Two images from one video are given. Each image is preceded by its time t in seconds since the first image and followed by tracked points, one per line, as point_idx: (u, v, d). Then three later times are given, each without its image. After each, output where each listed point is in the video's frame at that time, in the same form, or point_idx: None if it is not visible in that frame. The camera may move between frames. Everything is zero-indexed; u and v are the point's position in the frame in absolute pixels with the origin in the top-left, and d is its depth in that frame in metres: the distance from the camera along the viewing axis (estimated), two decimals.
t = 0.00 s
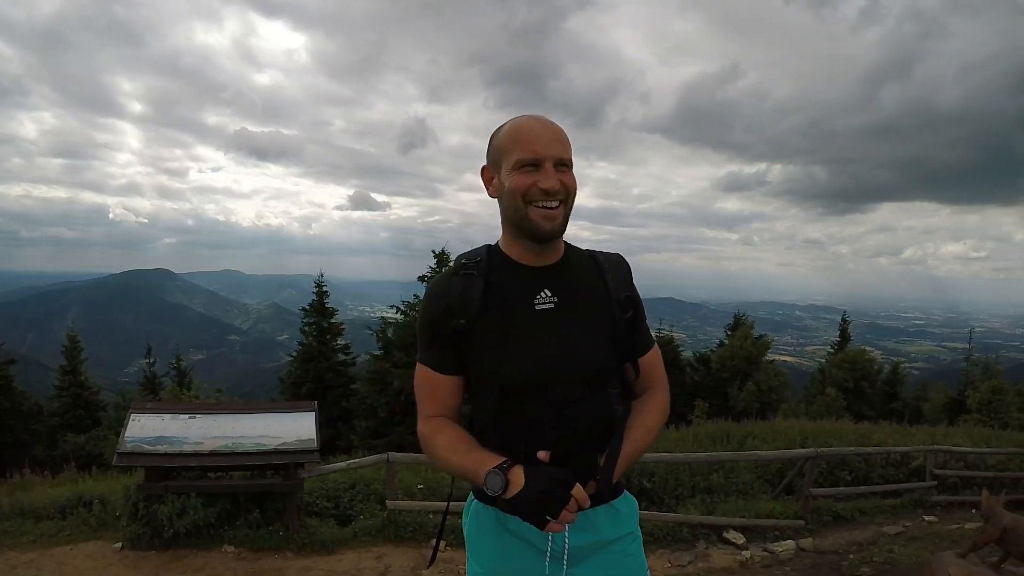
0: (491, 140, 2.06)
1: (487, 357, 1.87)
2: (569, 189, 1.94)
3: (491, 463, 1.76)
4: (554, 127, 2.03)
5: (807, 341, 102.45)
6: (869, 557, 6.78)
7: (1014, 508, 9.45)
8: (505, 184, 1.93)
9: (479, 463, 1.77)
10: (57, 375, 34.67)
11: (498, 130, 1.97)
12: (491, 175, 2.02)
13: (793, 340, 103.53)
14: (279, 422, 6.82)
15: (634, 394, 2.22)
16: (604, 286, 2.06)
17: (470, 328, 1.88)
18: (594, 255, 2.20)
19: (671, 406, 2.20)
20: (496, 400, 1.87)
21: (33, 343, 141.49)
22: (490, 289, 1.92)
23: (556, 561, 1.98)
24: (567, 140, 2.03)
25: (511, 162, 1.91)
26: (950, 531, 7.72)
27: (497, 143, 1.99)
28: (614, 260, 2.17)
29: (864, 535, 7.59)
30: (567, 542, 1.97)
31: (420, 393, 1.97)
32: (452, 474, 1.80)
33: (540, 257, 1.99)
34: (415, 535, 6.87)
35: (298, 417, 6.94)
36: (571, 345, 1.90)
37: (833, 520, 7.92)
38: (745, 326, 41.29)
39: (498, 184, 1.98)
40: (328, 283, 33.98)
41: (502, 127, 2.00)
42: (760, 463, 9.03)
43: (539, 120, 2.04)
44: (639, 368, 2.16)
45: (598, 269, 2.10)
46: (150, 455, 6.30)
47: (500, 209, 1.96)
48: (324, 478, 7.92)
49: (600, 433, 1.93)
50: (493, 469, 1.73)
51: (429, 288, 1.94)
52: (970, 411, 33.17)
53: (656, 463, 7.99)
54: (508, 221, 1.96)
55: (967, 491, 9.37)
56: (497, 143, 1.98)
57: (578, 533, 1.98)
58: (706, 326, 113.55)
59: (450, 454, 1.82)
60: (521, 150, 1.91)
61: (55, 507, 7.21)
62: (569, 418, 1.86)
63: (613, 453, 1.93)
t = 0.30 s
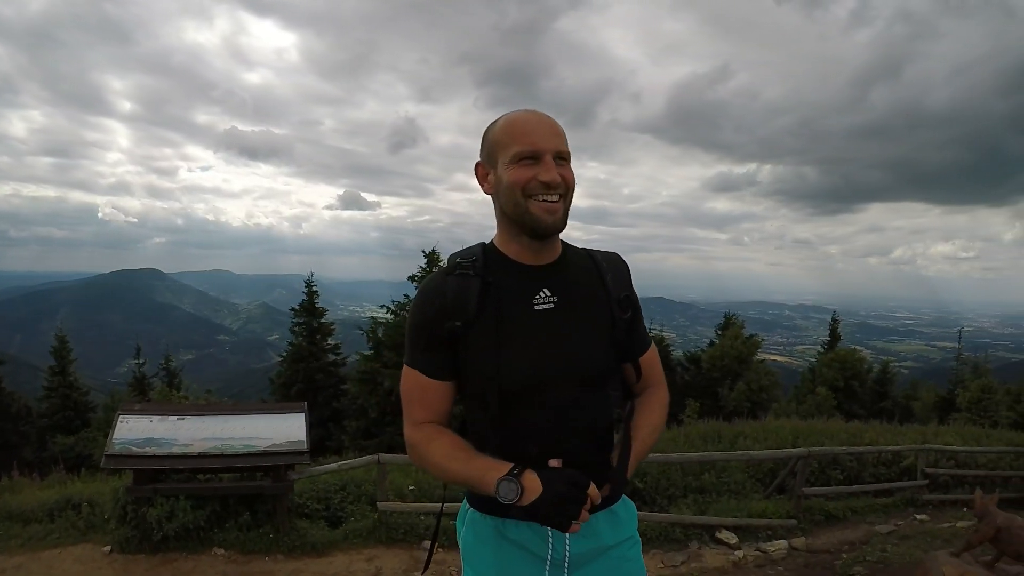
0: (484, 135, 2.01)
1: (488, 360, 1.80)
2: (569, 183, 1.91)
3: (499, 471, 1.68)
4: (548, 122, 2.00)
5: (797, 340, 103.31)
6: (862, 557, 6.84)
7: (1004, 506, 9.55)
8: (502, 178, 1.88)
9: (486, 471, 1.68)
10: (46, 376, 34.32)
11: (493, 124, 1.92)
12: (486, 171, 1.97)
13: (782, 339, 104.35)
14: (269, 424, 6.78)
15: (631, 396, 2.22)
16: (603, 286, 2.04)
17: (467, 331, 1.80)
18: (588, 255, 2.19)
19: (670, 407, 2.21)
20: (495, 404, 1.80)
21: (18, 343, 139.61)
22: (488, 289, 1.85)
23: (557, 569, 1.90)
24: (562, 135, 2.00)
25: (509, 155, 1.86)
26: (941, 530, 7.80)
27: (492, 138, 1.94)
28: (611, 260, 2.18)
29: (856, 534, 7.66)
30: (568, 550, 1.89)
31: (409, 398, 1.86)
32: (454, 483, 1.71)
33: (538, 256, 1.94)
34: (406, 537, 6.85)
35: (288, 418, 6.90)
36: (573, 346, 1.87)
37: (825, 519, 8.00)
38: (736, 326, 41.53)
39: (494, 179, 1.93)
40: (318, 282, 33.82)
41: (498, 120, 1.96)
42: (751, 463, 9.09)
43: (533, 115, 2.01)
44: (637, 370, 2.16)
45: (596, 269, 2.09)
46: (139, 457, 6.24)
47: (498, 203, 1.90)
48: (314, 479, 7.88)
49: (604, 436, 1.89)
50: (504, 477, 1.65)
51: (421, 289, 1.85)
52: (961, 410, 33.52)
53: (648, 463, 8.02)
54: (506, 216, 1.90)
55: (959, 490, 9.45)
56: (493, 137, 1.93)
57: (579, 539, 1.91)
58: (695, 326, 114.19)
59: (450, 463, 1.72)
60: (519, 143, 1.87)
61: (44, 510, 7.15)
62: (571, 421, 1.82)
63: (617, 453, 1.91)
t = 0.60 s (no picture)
0: (486, 131, 1.97)
1: (493, 364, 1.73)
2: (578, 178, 1.87)
3: (503, 485, 1.63)
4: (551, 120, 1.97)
5: (788, 340, 103.94)
6: (857, 556, 6.87)
7: (997, 505, 9.63)
8: (509, 173, 1.82)
9: (488, 485, 1.63)
10: (36, 377, 34.01)
11: (499, 118, 1.88)
12: (489, 166, 1.91)
13: (774, 339, 104.95)
14: (262, 425, 6.74)
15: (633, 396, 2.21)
16: (609, 286, 2.01)
17: (471, 335, 1.73)
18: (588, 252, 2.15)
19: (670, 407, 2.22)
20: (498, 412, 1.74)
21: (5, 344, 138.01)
22: (491, 290, 1.78)
23: None
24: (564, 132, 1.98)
25: (517, 149, 1.81)
26: (935, 529, 7.87)
27: (495, 134, 1.89)
28: (614, 260, 2.17)
29: (850, 534, 7.72)
30: (573, 558, 1.85)
31: (404, 405, 1.79)
32: (457, 495, 1.65)
33: (543, 254, 1.89)
34: (400, 539, 6.83)
35: (281, 420, 6.86)
36: (580, 348, 1.82)
37: (820, 518, 8.05)
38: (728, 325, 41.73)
39: (498, 175, 1.87)
40: (310, 282, 33.66)
41: (500, 115, 1.92)
42: (745, 463, 9.14)
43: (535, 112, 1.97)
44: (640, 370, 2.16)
45: (600, 269, 2.06)
46: (129, 459, 6.18)
47: (504, 200, 1.84)
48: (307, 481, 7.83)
49: (607, 439, 1.87)
50: (508, 492, 1.61)
51: (423, 291, 1.77)
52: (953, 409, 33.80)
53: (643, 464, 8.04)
54: (513, 211, 1.83)
55: (952, 489, 9.54)
56: (497, 131, 1.88)
57: (584, 546, 1.87)
58: (687, 326, 114.64)
59: (451, 474, 1.66)
60: (526, 137, 1.82)
61: (34, 513, 7.09)
62: (576, 428, 1.77)
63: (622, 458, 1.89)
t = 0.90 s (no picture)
0: (493, 124, 1.93)
1: (499, 365, 1.69)
2: (590, 171, 1.86)
3: (502, 493, 1.62)
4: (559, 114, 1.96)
5: (782, 340, 104.29)
6: (854, 555, 6.88)
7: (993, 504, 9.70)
8: (522, 165, 1.78)
9: (488, 493, 1.61)
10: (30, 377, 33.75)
11: (511, 109, 1.85)
12: (498, 158, 1.87)
13: (769, 339, 105.36)
14: (256, 426, 6.71)
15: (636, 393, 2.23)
16: (616, 287, 2.01)
17: (477, 335, 1.68)
18: (592, 248, 2.13)
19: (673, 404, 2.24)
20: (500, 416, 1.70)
21: None
22: (497, 289, 1.73)
23: None
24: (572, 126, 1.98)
25: (532, 141, 1.78)
26: (932, 528, 7.90)
27: (505, 126, 1.86)
28: (621, 259, 2.18)
29: (847, 533, 7.75)
30: (582, 562, 1.84)
31: (401, 406, 1.75)
32: (456, 501, 1.63)
33: (554, 250, 1.87)
34: (396, 540, 6.81)
35: (276, 421, 6.84)
36: (588, 349, 1.79)
37: (816, 518, 8.08)
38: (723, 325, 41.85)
39: (509, 168, 1.83)
40: (305, 282, 33.54)
41: (510, 109, 1.89)
42: (742, 463, 9.19)
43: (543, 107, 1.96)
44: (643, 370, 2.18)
45: (608, 268, 2.06)
46: (123, 461, 6.14)
47: (516, 192, 1.80)
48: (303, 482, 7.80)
49: (615, 439, 1.86)
50: (506, 502, 1.60)
51: (427, 290, 1.73)
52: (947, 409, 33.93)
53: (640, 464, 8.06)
54: (525, 204, 1.79)
55: (948, 488, 9.60)
56: (509, 124, 1.85)
57: (592, 549, 1.87)
58: (682, 326, 114.83)
59: (450, 481, 1.64)
60: (539, 129, 1.80)
61: (28, 515, 7.06)
62: (580, 432, 1.75)
63: (624, 460, 1.88)
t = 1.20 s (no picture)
0: (507, 113, 1.90)
1: (509, 363, 1.66)
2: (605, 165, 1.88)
3: (506, 495, 1.61)
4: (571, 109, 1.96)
5: (778, 340, 104.59)
6: (853, 555, 6.88)
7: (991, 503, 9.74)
8: (544, 155, 1.76)
9: (492, 494, 1.61)
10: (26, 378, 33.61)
11: (529, 100, 1.83)
12: (514, 148, 1.83)
13: (765, 339, 105.66)
14: (254, 427, 6.69)
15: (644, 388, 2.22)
16: (627, 283, 2.01)
17: (489, 332, 1.65)
18: (599, 243, 2.11)
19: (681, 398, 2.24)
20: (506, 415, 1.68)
21: None
22: (509, 286, 1.70)
23: None
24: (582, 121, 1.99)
25: (554, 132, 1.77)
26: (931, 527, 7.93)
27: (523, 116, 1.83)
28: (631, 256, 2.17)
29: (846, 533, 7.77)
30: (593, 561, 1.85)
31: (404, 404, 1.73)
32: (460, 501, 1.62)
33: (568, 244, 1.86)
34: (395, 541, 6.80)
35: (275, 421, 6.81)
36: (598, 348, 1.77)
37: (815, 517, 8.11)
38: (720, 325, 41.89)
39: (527, 158, 1.80)
40: (301, 282, 33.45)
41: (527, 98, 1.87)
42: (740, 463, 9.22)
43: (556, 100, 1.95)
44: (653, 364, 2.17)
45: (617, 264, 2.05)
46: (120, 461, 6.12)
47: (534, 183, 1.77)
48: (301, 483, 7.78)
49: (625, 436, 1.86)
50: (511, 504, 1.58)
51: (435, 287, 1.69)
52: (945, 409, 34.02)
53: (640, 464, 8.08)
54: (544, 195, 1.77)
55: (946, 487, 9.64)
56: (528, 114, 1.82)
57: (604, 548, 1.87)
58: (679, 326, 115.02)
59: (452, 481, 1.63)
60: (559, 121, 1.79)
61: (25, 516, 7.02)
62: (588, 433, 1.73)
63: (632, 458, 1.86)
